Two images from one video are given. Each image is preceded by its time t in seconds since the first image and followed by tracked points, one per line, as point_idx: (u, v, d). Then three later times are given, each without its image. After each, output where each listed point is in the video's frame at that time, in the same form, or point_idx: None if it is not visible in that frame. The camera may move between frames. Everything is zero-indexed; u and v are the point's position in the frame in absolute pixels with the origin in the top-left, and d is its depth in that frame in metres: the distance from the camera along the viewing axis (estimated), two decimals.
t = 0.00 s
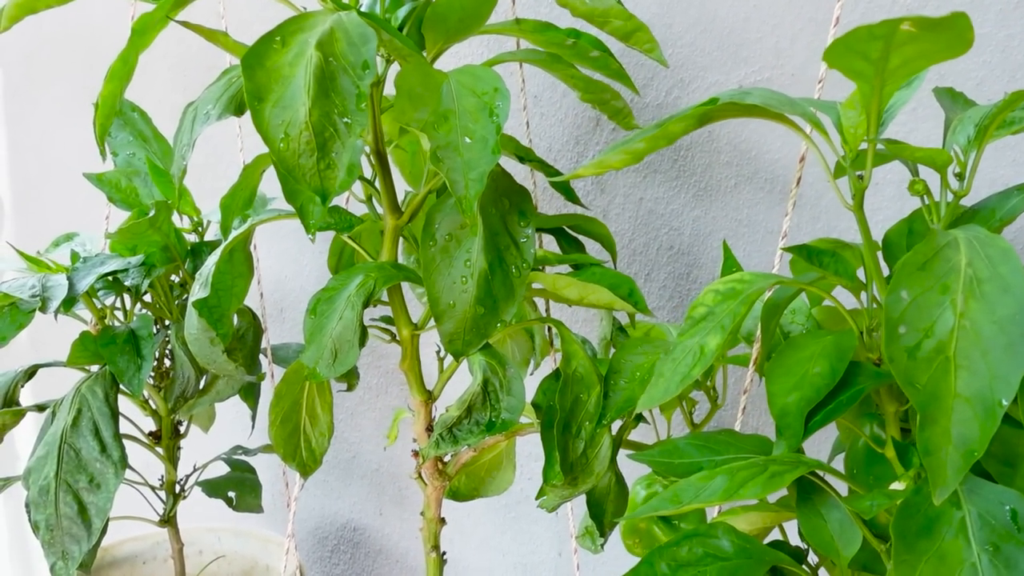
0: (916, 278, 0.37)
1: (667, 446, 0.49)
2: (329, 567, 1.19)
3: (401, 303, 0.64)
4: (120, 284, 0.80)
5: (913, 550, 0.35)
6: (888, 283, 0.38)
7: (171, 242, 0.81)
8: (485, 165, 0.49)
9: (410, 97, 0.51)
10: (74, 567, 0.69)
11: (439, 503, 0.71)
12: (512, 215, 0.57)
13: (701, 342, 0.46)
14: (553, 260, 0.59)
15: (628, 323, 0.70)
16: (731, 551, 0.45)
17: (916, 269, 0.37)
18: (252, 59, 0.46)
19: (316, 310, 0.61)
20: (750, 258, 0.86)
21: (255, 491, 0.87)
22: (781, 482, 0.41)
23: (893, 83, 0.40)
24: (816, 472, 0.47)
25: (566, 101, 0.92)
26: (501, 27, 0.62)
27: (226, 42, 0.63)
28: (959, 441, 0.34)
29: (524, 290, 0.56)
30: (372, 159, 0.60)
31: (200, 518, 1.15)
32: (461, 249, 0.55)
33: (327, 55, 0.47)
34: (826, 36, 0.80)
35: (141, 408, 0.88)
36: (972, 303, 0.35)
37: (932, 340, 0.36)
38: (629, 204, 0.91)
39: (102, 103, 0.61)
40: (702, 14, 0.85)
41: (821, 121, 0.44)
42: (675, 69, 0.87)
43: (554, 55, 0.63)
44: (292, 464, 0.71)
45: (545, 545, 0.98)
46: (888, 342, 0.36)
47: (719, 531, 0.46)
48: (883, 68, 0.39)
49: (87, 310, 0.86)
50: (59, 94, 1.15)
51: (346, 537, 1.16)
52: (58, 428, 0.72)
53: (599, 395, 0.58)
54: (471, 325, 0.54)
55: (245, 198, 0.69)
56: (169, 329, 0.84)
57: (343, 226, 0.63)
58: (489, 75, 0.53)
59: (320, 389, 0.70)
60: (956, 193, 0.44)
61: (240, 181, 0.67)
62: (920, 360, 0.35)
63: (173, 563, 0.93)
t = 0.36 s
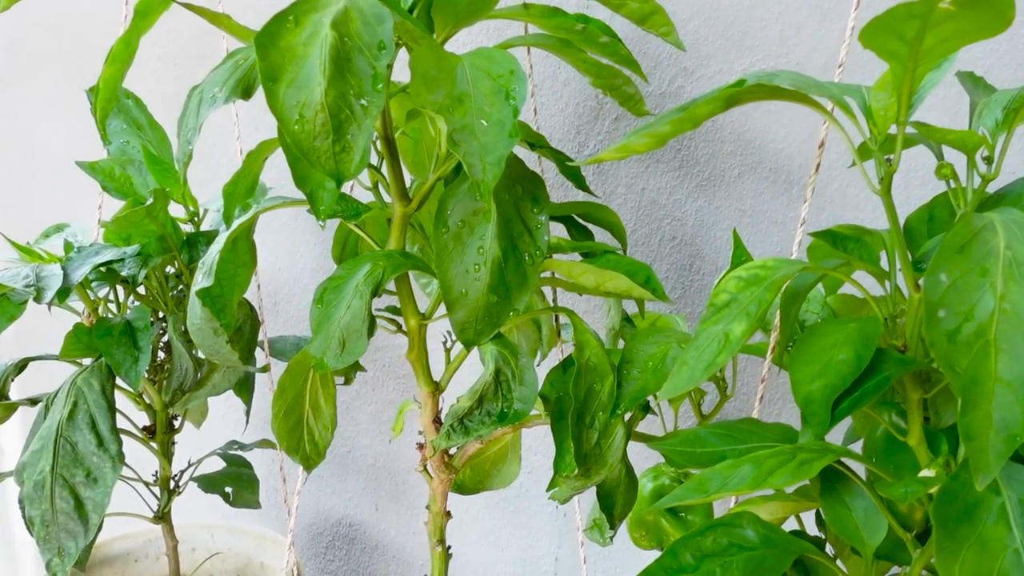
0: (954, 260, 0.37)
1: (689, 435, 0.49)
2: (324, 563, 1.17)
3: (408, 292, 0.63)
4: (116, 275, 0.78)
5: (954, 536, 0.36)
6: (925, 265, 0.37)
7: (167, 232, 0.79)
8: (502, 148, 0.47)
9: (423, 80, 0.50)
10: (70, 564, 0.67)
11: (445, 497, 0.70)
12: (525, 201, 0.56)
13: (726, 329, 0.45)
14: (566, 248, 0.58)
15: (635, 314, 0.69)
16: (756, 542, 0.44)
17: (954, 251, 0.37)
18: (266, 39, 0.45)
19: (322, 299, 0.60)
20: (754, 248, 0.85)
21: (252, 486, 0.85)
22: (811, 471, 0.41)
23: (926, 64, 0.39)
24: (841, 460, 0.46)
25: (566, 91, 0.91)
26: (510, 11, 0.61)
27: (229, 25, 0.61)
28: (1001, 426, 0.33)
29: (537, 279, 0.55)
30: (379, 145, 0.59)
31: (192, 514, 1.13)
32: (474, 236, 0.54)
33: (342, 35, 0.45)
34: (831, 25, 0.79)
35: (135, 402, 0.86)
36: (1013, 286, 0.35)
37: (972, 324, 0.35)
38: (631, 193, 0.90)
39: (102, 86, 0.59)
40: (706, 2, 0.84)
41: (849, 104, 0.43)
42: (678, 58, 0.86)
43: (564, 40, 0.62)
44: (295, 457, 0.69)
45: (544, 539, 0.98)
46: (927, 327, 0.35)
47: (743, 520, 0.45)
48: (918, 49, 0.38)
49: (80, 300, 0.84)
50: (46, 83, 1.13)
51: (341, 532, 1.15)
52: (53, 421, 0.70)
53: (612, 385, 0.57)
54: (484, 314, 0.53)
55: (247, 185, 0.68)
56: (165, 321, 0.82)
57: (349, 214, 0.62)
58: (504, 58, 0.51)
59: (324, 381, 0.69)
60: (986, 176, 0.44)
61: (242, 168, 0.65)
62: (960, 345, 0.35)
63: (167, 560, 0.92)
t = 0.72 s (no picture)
0: (988, 237, 0.36)
1: (706, 421, 0.48)
2: (313, 561, 1.16)
3: (409, 281, 0.62)
4: (102, 265, 0.76)
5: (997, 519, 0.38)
6: (960, 245, 0.36)
7: (154, 223, 0.76)
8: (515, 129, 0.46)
9: (432, 60, 0.49)
10: (55, 561, 0.65)
11: (445, 490, 0.68)
12: (533, 185, 0.55)
13: (746, 313, 0.44)
14: (575, 234, 0.57)
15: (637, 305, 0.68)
16: (776, 529, 0.44)
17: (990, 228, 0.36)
18: (272, 13, 0.43)
19: (322, 287, 0.58)
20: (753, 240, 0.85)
21: (241, 483, 0.83)
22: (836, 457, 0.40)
23: (953, 44, 0.39)
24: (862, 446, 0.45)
25: (562, 82, 0.90)
26: None
27: (226, 7, 0.59)
28: None
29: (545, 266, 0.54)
30: (381, 130, 0.58)
31: (175, 513, 1.11)
32: (481, 221, 0.53)
33: (351, 11, 0.44)
34: (831, 17, 0.79)
35: (118, 396, 0.84)
36: None
37: (1011, 302, 0.34)
38: (628, 185, 0.89)
39: (95, 67, 0.57)
40: None
41: (870, 85, 0.42)
42: (676, 49, 0.85)
43: (568, 25, 0.61)
44: (292, 450, 0.68)
45: (539, 535, 0.97)
46: (964, 306, 0.35)
47: (764, 507, 0.44)
48: (947, 27, 0.37)
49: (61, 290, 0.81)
50: (25, 72, 1.10)
51: (330, 530, 1.13)
52: (37, 414, 0.67)
53: (621, 374, 0.55)
54: (491, 301, 0.51)
55: (241, 173, 0.66)
56: (152, 314, 0.80)
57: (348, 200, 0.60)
58: (514, 37, 0.50)
59: (321, 373, 0.68)
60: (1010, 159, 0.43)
61: (238, 154, 0.64)
62: (999, 323, 0.34)
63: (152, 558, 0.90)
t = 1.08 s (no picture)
0: None
1: (725, 417, 0.47)
2: (302, 563, 1.14)
3: (413, 275, 0.60)
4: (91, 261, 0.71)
5: None
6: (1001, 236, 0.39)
7: (144, 217, 0.74)
8: (532, 117, 0.45)
9: (444, 46, 0.47)
10: (44, 566, 0.62)
11: (447, 490, 0.67)
12: (544, 177, 0.53)
13: (769, 306, 0.43)
14: (587, 226, 0.56)
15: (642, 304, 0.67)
16: (799, 527, 0.43)
17: None
18: None
19: (325, 283, 0.57)
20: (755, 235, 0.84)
21: (233, 483, 0.81)
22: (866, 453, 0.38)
23: (986, 30, 0.38)
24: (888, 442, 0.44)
25: (560, 75, 0.88)
26: None
27: None
28: None
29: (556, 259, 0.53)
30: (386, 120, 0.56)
31: (162, 514, 1.08)
32: (492, 212, 0.51)
33: None
34: (834, 11, 0.78)
35: (105, 395, 0.81)
36: None
37: None
38: (628, 180, 0.88)
39: (90, 55, 0.55)
40: None
41: (896, 72, 0.41)
42: (676, 43, 0.84)
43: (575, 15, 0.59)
44: (291, 450, 0.66)
45: (535, 535, 0.95)
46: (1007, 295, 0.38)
47: (787, 504, 0.43)
48: (982, 13, 0.36)
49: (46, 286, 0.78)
50: (10, 64, 1.08)
51: (321, 531, 1.12)
52: (25, 413, 0.65)
53: (633, 369, 0.54)
54: (502, 295, 0.50)
55: (239, 166, 0.64)
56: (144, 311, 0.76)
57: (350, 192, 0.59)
58: (528, 23, 0.49)
59: (320, 370, 0.66)
60: None
61: (236, 146, 0.62)
62: None
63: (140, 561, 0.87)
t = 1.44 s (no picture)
0: None
1: (753, 428, 0.46)
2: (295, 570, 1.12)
3: (427, 281, 0.59)
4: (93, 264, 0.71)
5: None
6: None
7: (145, 219, 0.72)
8: (561, 122, 0.44)
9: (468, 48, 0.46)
10: None
11: (457, 499, 0.66)
12: (565, 181, 0.52)
13: (803, 315, 0.42)
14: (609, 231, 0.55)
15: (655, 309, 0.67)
16: (834, 541, 0.42)
17: None
18: None
19: (337, 289, 0.56)
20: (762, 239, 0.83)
21: (234, 491, 0.79)
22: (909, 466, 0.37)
23: None
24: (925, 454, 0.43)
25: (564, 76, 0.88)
26: None
27: None
28: None
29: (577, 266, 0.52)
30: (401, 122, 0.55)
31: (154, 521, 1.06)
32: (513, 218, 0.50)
33: None
34: (842, 15, 0.78)
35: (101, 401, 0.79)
36: None
37: None
38: (633, 182, 0.87)
39: (96, 54, 0.54)
40: None
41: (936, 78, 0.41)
42: (682, 45, 0.83)
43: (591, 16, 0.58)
44: (297, 459, 0.65)
45: (536, 541, 0.94)
46: None
47: (822, 518, 0.42)
48: None
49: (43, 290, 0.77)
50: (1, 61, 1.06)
51: (315, 538, 1.10)
52: (25, 422, 0.63)
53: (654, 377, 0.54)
54: (523, 302, 0.49)
55: (245, 168, 0.62)
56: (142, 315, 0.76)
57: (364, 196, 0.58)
58: (553, 25, 0.48)
59: (327, 376, 0.65)
60: None
61: (244, 148, 0.60)
62: None
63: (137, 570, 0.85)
